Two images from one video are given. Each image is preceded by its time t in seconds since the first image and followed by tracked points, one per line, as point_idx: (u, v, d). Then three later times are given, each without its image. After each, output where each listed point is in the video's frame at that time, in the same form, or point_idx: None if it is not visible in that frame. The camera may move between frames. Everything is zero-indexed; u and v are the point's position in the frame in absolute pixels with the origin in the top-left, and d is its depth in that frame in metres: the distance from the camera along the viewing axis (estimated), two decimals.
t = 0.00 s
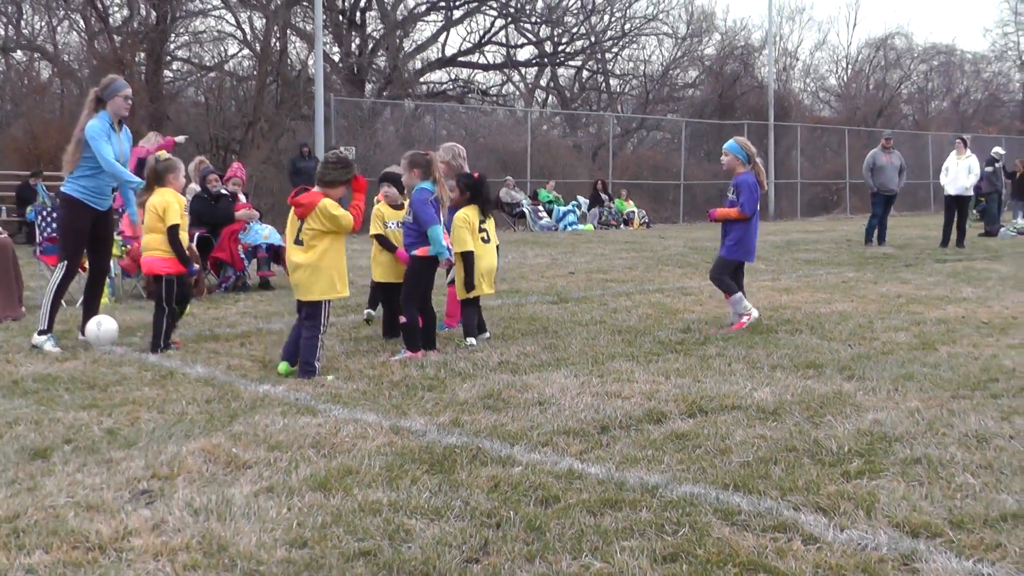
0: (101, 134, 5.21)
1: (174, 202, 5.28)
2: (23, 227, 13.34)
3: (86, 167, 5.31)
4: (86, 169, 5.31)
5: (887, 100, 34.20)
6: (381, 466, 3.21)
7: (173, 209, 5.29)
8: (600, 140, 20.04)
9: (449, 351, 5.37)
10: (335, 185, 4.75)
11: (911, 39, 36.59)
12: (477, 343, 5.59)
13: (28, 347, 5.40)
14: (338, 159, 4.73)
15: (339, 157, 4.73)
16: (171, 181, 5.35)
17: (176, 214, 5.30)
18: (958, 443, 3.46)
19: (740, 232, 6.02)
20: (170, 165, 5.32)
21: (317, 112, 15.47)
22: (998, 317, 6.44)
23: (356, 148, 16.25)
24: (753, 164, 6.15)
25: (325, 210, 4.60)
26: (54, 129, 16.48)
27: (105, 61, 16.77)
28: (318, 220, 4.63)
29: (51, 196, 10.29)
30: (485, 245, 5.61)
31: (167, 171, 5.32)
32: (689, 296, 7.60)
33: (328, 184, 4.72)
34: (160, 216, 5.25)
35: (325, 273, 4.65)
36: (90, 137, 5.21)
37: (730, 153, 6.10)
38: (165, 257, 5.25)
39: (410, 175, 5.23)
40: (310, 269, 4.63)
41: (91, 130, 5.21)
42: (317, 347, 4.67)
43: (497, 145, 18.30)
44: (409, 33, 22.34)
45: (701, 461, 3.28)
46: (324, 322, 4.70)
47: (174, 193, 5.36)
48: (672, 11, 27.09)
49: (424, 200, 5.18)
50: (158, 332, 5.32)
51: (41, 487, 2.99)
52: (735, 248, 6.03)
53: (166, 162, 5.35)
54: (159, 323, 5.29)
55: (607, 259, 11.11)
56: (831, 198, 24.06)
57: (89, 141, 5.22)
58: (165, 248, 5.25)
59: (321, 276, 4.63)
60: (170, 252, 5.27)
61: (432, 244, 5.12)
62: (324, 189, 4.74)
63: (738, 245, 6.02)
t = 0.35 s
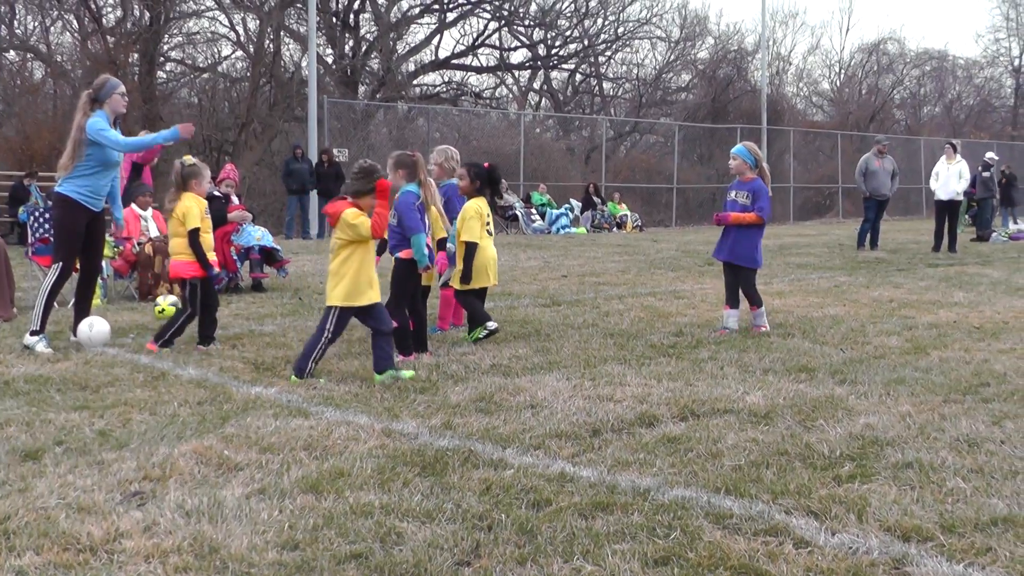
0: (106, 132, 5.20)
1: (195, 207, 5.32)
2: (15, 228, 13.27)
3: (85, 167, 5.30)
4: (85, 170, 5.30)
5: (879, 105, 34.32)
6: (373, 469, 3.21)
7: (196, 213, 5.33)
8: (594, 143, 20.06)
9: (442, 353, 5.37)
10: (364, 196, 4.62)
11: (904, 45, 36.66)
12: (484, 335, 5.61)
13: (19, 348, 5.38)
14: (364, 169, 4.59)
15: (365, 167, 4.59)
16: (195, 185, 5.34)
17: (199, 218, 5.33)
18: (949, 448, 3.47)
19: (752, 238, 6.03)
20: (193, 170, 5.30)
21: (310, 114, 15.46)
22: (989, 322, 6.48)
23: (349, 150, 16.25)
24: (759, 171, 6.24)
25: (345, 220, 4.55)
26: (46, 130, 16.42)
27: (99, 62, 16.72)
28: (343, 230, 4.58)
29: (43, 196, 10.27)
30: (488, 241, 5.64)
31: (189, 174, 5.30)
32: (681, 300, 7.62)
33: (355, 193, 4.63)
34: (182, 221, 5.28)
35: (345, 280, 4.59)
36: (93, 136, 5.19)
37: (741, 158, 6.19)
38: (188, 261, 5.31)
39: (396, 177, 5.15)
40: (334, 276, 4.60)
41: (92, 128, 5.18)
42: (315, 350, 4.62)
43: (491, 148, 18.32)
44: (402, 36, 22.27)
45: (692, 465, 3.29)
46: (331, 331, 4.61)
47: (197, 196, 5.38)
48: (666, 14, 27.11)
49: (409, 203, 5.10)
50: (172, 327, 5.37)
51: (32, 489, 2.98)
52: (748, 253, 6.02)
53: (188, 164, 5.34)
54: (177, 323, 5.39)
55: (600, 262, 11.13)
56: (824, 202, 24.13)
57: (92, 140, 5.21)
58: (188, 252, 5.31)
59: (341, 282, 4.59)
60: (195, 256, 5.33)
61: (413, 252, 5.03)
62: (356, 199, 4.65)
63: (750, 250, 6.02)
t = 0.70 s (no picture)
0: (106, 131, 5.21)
1: (212, 204, 5.32)
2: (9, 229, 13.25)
3: (81, 167, 5.30)
4: (81, 170, 5.30)
5: (874, 109, 34.41)
6: (367, 471, 3.21)
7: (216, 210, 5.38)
8: (589, 146, 20.07)
9: (436, 355, 5.38)
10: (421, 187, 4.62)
11: (899, 49, 36.71)
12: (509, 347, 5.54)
13: (13, 349, 5.37)
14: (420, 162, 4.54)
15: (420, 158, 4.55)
16: (214, 184, 5.41)
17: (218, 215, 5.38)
18: (943, 452, 3.48)
19: (768, 241, 6.23)
20: (212, 169, 5.38)
21: (306, 116, 15.46)
22: (982, 326, 6.49)
23: (344, 152, 16.27)
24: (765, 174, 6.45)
25: (405, 212, 4.54)
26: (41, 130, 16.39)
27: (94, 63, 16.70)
28: (405, 222, 4.58)
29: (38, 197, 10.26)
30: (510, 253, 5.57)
31: (209, 173, 5.39)
32: (676, 303, 7.63)
33: (412, 184, 4.61)
34: (199, 217, 5.32)
35: (410, 273, 4.61)
36: (92, 134, 5.19)
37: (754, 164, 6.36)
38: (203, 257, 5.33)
39: (383, 178, 5.19)
40: (397, 270, 4.61)
41: (90, 127, 5.17)
42: (423, 341, 4.60)
43: (487, 151, 18.32)
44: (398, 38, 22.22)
45: (686, 468, 3.29)
46: (433, 323, 4.64)
47: (218, 195, 5.44)
48: (661, 18, 27.15)
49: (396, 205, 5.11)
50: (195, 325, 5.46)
51: (26, 490, 2.98)
52: (763, 256, 6.23)
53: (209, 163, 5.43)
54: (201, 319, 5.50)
55: (595, 265, 11.14)
56: (818, 206, 24.18)
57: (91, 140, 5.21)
58: (203, 248, 5.34)
59: (404, 273, 4.61)
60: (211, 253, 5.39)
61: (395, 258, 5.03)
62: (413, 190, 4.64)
63: (766, 254, 6.21)
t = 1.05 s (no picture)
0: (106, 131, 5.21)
1: (243, 207, 5.36)
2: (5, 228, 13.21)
3: (79, 166, 5.29)
4: (78, 170, 5.29)
5: (871, 109, 34.42)
6: (364, 471, 3.21)
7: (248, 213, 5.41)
8: (586, 146, 20.07)
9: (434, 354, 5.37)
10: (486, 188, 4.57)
11: (897, 49, 36.71)
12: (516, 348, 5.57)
13: (9, 348, 5.36)
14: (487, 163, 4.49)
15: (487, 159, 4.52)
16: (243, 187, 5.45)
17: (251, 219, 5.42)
18: (940, 452, 3.48)
19: (767, 240, 6.24)
20: (240, 172, 5.41)
21: (303, 116, 15.44)
22: (980, 326, 6.50)
23: (342, 151, 16.27)
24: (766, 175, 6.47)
25: (470, 214, 4.50)
26: (38, 129, 16.35)
27: (91, 62, 16.69)
28: (471, 225, 4.54)
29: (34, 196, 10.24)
30: (534, 250, 5.46)
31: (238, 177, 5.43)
32: (673, 303, 7.63)
33: (479, 185, 4.57)
34: (230, 220, 5.33)
35: (477, 277, 4.55)
36: (93, 134, 5.19)
37: (748, 161, 6.33)
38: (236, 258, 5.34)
39: (358, 180, 5.14)
40: (465, 274, 4.58)
41: (92, 127, 5.18)
42: (476, 352, 4.55)
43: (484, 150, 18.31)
44: (394, 38, 22.28)
45: (683, 468, 3.29)
46: (490, 331, 4.59)
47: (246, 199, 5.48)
48: (658, 17, 27.14)
49: (373, 208, 5.04)
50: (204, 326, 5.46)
51: (23, 489, 2.97)
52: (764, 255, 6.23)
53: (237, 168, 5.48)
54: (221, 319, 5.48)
55: (592, 264, 11.14)
56: (816, 206, 24.21)
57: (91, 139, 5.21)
58: (235, 250, 5.33)
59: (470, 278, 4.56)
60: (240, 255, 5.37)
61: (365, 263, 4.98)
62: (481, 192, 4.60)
63: (764, 251, 6.21)
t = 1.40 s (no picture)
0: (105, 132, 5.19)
1: (278, 204, 5.32)
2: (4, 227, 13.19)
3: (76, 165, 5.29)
4: (76, 166, 5.28)
5: (870, 108, 34.42)
6: (363, 469, 3.20)
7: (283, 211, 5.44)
8: (585, 145, 20.07)
9: (432, 352, 5.38)
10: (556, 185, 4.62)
11: (896, 48, 36.69)
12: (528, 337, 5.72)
13: (9, 347, 5.35)
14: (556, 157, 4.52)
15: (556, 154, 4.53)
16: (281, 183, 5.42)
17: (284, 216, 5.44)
18: (938, 450, 3.49)
19: (770, 240, 6.34)
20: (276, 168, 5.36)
21: (302, 114, 15.42)
22: (979, 325, 6.50)
23: (341, 150, 16.26)
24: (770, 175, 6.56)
25: (545, 205, 4.54)
26: (37, 127, 16.32)
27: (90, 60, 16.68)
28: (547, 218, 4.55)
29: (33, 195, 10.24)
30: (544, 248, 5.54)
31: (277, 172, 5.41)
32: (672, 302, 7.63)
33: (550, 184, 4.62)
34: (265, 217, 5.30)
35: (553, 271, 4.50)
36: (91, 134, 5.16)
37: (750, 162, 6.40)
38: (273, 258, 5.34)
39: (315, 178, 5.15)
40: (543, 267, 4.55)
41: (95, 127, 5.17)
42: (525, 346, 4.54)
43: (483, 149, 18.30)
44: (394, 36, 22.29)
45: (682, 467, 3.29)
46: (551, 333, 4.52)
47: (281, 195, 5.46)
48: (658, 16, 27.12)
49: (329, 209, 5.04)
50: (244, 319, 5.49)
51: (21, 488, 2.96)
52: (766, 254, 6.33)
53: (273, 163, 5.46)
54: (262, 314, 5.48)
55: (591, 263, 11.13)
56: (815, 205, 24.22)
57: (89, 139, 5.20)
58: (269, 247, 5.32)
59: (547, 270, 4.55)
60: (274, 252, 5.35)
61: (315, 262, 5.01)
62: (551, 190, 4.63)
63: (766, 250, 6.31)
